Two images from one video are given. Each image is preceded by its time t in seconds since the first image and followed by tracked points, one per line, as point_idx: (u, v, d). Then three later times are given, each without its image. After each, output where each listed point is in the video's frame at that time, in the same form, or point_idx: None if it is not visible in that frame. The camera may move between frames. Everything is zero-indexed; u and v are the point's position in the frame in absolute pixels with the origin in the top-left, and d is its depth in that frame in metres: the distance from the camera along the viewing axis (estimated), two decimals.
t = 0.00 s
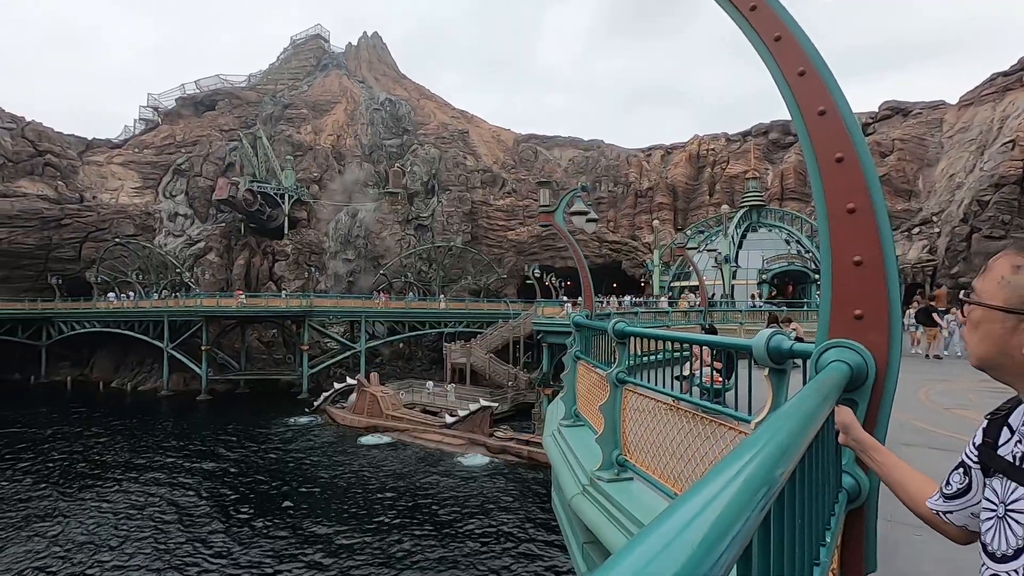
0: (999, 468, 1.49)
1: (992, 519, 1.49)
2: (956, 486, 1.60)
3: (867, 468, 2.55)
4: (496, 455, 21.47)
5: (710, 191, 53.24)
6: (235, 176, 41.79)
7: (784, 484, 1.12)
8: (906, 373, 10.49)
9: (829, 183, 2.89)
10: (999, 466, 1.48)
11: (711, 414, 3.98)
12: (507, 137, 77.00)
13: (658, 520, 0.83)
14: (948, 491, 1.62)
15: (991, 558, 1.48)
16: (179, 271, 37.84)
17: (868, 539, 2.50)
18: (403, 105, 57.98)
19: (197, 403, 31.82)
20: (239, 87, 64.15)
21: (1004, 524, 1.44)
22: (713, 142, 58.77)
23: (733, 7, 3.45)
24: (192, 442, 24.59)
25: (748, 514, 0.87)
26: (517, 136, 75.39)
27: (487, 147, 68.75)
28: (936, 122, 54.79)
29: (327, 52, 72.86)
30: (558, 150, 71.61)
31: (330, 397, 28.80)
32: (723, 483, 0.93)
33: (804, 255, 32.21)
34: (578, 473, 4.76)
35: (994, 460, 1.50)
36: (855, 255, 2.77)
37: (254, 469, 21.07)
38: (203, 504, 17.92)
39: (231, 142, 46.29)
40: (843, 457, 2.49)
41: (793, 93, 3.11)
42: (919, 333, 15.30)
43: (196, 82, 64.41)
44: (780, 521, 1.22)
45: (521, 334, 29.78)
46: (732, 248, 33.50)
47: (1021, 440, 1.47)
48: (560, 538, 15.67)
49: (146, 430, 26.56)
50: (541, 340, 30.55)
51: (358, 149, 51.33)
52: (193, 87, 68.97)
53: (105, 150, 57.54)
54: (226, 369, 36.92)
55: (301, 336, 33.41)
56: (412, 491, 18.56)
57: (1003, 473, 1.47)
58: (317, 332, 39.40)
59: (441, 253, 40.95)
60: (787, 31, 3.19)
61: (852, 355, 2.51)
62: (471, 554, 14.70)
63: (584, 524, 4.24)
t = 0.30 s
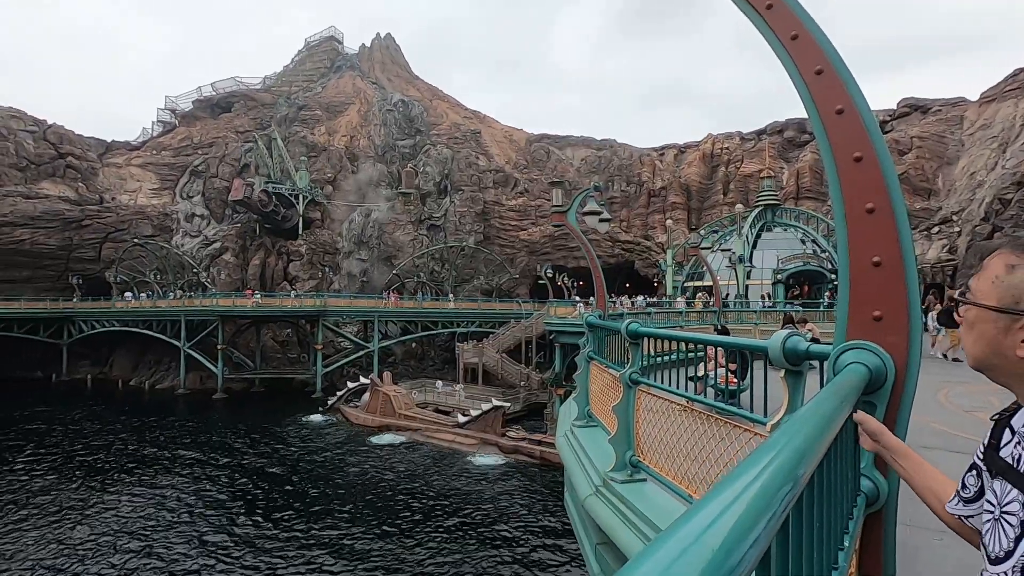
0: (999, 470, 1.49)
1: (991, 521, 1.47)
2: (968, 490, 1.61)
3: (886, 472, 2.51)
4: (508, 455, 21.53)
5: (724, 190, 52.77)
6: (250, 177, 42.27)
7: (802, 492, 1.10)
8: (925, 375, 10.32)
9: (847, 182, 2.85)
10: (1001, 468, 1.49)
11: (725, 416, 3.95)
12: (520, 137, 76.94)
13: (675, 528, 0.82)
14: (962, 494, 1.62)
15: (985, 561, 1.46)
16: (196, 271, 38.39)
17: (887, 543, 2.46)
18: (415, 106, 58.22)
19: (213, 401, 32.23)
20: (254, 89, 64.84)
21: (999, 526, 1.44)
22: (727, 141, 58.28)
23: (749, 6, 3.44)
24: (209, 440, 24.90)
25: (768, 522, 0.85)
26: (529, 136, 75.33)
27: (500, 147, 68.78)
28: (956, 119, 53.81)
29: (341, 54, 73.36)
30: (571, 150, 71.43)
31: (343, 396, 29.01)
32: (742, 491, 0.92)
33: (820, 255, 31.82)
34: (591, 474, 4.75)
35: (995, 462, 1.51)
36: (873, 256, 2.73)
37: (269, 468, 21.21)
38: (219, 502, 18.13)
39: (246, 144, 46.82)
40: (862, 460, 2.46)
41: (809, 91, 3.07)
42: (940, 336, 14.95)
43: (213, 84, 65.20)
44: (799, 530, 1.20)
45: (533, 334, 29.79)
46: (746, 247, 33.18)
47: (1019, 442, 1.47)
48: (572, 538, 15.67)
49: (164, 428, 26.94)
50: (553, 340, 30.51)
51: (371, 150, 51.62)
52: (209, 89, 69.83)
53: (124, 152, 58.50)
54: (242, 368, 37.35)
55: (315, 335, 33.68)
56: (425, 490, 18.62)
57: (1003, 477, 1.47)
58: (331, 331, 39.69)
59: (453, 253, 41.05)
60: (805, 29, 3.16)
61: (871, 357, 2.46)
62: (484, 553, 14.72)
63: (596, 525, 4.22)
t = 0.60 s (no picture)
0: (1007, 478, 1.45)
1: (1000, 528, 1.43)
2: (975, 496, 1.57)
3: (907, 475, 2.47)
4: (521, 455, 21.57)
5: (739, 189, 52.29)
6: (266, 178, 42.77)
7: (824, 495, 1.09)
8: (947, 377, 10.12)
9: (867, 182, 2.82)
10: (1006, 474, 1.45)
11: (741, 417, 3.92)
12: (533, 137, 76.89)
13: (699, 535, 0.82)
14: (969, 498, 1.60)
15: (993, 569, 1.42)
16: (213, 271, 38.97)
17: (909, 546, 2.43)
18: (429, 106, 58.44)
19: (230, 399, 32.66)
20: (270, 91, 65.58)
21: (1003, 532, 1.40)
22: (743, 140, 57.71)
23: (768, 5, 3.42)
24: (225, 438, 25.20)
25: (793, 526, 0.85)
26: (542, 136, 75.27)
27: (513, 147, 68.76)
28: (978, 116, 52.70)
29: (355, 56, 73.97)
30: (584, 150, 71.24)
31: (357, 396, 29.23)
32: (765, 494, 0.92)
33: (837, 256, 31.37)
34: (605, 475, 4.72)
35: (1003, 468, 1.48)
36: (895, 256, 2.70)
37: (284, 466, 21.39)
38: (236, 499, 18.35)
39: (262, 145, 47.40)
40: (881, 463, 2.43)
41: (829, 89, 3.05)
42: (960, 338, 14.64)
43: (230, 87, 66.09)
44: (823, 530, 1.20)
45: (546, 335, 29.78)
46: (762, 247, 32.80)
47: None
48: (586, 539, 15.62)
49: (181, 426, 27.36)
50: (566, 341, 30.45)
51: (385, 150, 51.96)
52: (226, 91, 70.81)
53: (143, 154, 59.47)
54: (257, 367, 37.79)
55: (330, 335, 33.97)
56: (437, 489, 18.71)
57: (1009, 482, 1.43)
58: (345, 331, 39.99)
59: (466, 253, 41.14)
60: (825, 28, 3.13)
61: (890, 358, 2.43)
62: (498, 553, 14.74)
63: (611, 527, 4.19)
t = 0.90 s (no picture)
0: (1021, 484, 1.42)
1: (1012, 534, 1.41)
2: (989, 503, 1.54)
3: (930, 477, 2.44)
4: (534, 455, 21.60)
5: (755, 188, 51.72)
6: (282, 179, 43.25)
7: (849, 500, 1.09)
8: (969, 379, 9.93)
9: (891, 179, 2.78)
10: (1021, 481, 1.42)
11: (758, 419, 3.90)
12: (546, 137, 76.76)
13: (717, 546, 0.83)
14: (983, 504, 1.57)
15: None
16: (230, 271, 39.51)
17: (934, 551, 2.39)
18: (443, 107, 58.62)
19: (246, 398, 33.09)
20: (286, 92, 66.26)
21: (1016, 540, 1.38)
22: (758, 138, 57.08)
23: (790, 4, 3.40)
24: (242, 436, 25.53)
25: (822, 535, 0.84)
26: (556, 136, 75.12)
27: (526, 147, 68.71)
28: (1002, 112, 51.54)
29: (370, 57, 74.44)
30: (598, 149, 70.97)
31: (372, 395, 29.44)
32: (789, 500, 0.92)
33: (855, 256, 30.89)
34: (620, 476, 4.69)
35: (1017, 474, 1.45)
36: (919, 255, 2.66)
37: (300, 465, 21.60)
38: (254, 496, 18.61)
39: (278, 147, 47.91)
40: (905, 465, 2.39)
41: (851, 87, 3.01)
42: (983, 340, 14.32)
43: (246, 89, 66.88)
44: (850, 532, 1.21)
45: (559, 335, 29.72)
46: (778, 246, 32.41)
47: None
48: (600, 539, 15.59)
49: (199, 424, 27.78)
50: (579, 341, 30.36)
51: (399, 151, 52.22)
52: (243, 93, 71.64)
53: (163, 156, 60.46)
54: (273, 366, 38.25)
55: (344, 334, 34.28)
56: (451, 489, 18.78)
57: None
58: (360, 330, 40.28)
59: (480, 253, 41.22)
60: (848, 24, 3.09)
61: (913, 359, 2.39)
62: (511, 553, 14.75)
63: (626, 527, 4.15)
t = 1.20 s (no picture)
0: None
1: None
2: None
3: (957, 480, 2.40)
4: (548, 456, 21.61)
5: (772, 187, 51.13)
6: (299, 181, 43.72)
7: (881, 505, 1.10)
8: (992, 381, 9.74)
9: (915, 178, 2.74)
10: None
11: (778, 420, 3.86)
12: (560, 137, 76.56)
13: (747, 554, 0.84)
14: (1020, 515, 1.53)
15: None
16: (248, 271, 40.08)
17: (962, 555, 2.34)
18: (457, 108, 58.73)
19: (264, 397, 33.53)
20: (302, 95, 66.92)
21: None
22: (775, 136, 56.40)
23: (812, 1, 3.38)
24: (260, 435, 25.86)
25: (853, 539, 0.85)
26: (569, 136, 74.90)
27: (540, 147, 68.58)
28: None
29: (384, 59, 74.85)
30: (612, 149, 70.66)
31: (387, 394, 29.65)
32: (819, 504, 0.93)
33: (875, 256, 30.33)
34: (637, 477, 4.66)
35: None
36: (945, 254, 2.61)
37: (317, 463, 21.82)
38: (273, 495, 18.84)
39: (294, 149, 48.40)
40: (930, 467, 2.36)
41: (875, 85, 2.97)
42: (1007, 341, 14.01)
43: (263, 92, 67.68)
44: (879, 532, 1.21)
45: (573, 335, 29.62)
46: (796, 246, 31.97)
47: None
48: (615, 540, 15.54)
49: (218, 422, 28.20)
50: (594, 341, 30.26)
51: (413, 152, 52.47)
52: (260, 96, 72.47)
53: (182, 158, 61.35)
54: (290, 365, 38.69)
55: (360, 334, 34.60)
56: (466, 488, 18.86)
57: None
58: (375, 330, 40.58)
59: (494, 253, 41.26)
60: (871, 21, 3.06)
61: (941, 359, 2.34)
62: (526, 553, 14.77)
63: (643, 528, 4.12)
